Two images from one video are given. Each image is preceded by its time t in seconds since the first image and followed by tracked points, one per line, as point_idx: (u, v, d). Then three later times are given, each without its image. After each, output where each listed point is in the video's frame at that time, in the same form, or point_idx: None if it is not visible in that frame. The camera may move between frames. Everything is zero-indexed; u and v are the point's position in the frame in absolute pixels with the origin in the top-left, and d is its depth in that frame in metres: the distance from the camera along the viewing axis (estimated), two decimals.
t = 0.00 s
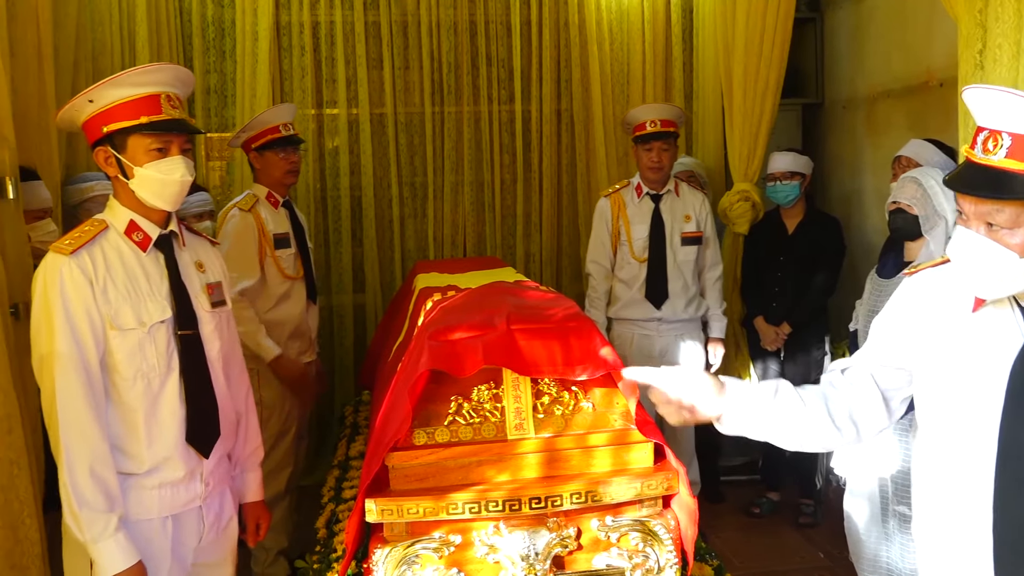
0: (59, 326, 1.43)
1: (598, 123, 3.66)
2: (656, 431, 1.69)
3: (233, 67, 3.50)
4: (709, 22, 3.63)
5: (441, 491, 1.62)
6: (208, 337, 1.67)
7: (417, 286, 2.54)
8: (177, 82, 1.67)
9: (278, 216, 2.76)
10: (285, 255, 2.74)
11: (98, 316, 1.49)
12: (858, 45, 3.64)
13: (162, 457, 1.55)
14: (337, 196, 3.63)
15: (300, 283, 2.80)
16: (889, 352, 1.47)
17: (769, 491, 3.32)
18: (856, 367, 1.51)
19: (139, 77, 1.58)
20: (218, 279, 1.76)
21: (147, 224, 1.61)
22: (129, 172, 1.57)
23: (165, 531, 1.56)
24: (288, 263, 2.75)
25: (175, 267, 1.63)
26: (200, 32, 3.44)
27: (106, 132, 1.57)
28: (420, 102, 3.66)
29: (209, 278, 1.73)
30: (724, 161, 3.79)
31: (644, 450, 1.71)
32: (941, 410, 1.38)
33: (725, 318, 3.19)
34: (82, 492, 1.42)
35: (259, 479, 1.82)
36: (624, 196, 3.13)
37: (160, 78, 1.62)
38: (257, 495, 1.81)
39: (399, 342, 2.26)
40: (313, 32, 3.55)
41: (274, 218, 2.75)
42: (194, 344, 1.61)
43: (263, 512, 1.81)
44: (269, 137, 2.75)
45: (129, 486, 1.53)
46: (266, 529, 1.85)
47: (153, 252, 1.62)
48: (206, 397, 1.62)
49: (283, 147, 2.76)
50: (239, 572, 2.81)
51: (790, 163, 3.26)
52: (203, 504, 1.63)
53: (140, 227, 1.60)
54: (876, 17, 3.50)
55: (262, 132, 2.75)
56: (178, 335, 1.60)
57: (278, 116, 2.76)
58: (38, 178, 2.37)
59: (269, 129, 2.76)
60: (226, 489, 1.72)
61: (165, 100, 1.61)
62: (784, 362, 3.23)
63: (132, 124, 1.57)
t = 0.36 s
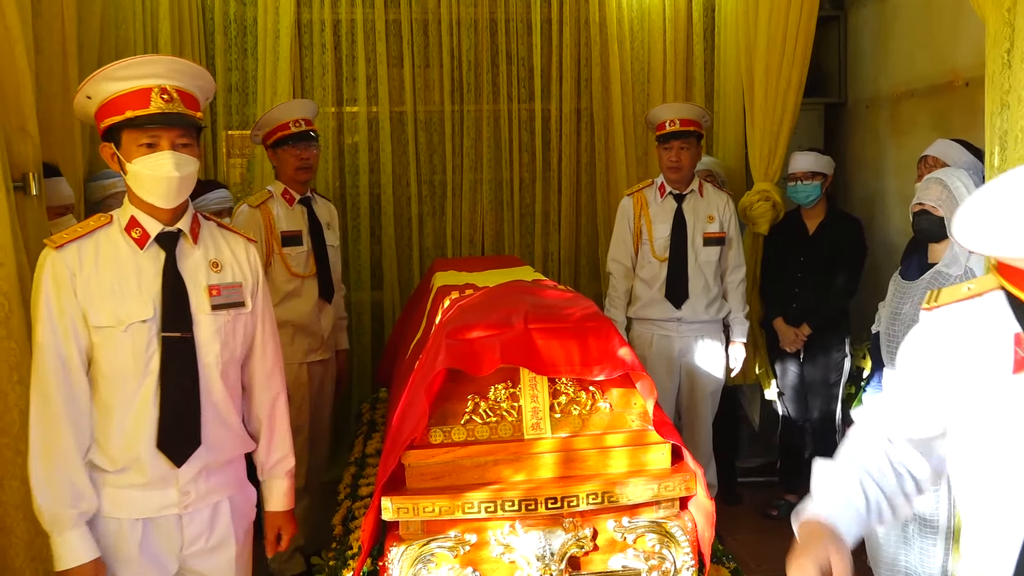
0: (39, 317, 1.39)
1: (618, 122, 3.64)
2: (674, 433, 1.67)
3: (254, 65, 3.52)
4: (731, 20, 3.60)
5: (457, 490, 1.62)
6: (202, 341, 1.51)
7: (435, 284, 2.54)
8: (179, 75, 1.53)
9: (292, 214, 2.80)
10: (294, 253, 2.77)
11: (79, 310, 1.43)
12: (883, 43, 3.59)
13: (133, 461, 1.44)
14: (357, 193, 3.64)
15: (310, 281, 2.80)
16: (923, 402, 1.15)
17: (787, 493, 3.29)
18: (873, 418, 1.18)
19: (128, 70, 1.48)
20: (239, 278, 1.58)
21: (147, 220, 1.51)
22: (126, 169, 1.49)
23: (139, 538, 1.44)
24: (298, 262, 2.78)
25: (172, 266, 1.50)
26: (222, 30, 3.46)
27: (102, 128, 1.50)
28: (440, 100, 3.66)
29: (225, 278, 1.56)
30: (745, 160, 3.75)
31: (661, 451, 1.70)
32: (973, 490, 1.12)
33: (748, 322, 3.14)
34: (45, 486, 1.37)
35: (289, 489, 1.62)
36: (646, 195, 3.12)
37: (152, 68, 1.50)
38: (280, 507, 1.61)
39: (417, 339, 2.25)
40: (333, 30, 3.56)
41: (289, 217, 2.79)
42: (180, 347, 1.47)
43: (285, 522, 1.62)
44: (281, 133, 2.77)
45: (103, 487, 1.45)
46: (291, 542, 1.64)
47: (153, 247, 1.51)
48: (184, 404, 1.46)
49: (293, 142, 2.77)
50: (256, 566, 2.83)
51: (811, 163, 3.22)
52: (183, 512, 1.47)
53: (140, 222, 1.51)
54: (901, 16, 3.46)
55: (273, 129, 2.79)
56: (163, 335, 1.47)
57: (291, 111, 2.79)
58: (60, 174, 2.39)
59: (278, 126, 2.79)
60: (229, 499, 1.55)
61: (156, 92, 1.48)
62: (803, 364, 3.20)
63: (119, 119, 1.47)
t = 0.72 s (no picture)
0: None
1: (624, 119, 3.63)
2: (679, 432, 1.68)
3: (260, 61, 3.51)
4: (738, 18, 3.58)
5: (461, 488, 1.61)
6: (160, 346, 1.43)
7: (441, 281, 2.54)
8: (135, 65, 1.44)
9: (284, 210, 2.80)
10: (278, 250, 2.76)
11: (33, 315, 1.41)
12: (891, 41, 3.56)
13: (88, 471, 1.40)
14: (363, 191, 3.64)
15: (295, 280, 2.77)
16: None
17: (792, 493, 3.28)
18: None
19: (77, 64, 1.40)
20: (206, 279, 1.49)
21: (107, 220, 1.45)
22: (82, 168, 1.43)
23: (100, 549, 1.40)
24: (284, 261, 2.76)
25: (129, 267, 1.44)
26: (228, 26, 3.46)
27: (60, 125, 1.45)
28: (446, 97, 3.66)
29: (191, 279, 1.47)
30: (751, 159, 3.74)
31: (666, 451, 1.69)
32: None
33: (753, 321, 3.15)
34: None
35: (276, 503, 1.51)
36: (653, 194, 3.11)
37: (102, 62, 1.41)
38: (265, 523, 1.51)
39: (421, 337, 2.25)
40: (340, 27, 3.56)
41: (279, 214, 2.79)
42: (134, 352, 1.41)
43: (268, 539, 1.51)
44: (278, 129, 2.76)
45: (63, 494, 1.43)
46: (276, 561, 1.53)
47: (112, 246, 1.45)
48: (138, 412, 1.40)
49: (289, 135, 2.74)
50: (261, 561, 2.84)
51: (818, 161, 3.20)
52: (150, 525, 1.41)
53: (100, 222, 1.45)
54: (910, 13, 3.43)
55: (272, 125, 2.78)
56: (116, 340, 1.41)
57: (288, 106, 2.79)
58: (64, 170, 2.40)
59: (275, 122, 2.78)
60: (205, 511, 1.48)
61: (107, 87, 1.41)
62: (809, 364, 3.19)
63: (70, 117, 1.41)
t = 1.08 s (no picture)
0: None
1: (634, 116, 3.62)
2: (688, 431, 1.67)
3: (270, 57, 3.51)
4: (749, 14, 3.56)
5: (469, 484, 1.61)
6: (156, 344, 1.43)
7: (449, 278, 2.54)
8: (124, 55, 1.44)
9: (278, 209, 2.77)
10: (267, 249, 2.73)
11: (23, 317, 1.40)
12: (903, 39, 3.54)
13: (85, 473, 1.40)
14: (372, 186, 3.64)
15: (282, 278, 2.72)
16: None
17: (800, 492, 3.27)
18: None
19: (67, 54, 1.39)
20: (200, 273, 1.49)
21: (96, 216, 1.45)
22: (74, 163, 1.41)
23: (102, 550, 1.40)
24: (274, 258, 2.73)
25: (121, 264, 1.43)
26: (239, 22, 3.47)
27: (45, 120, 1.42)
28: (456, 94, 3.66)
29: (184, 274, 1.48)
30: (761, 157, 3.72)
31: (674, 449, 1.69)
32: None
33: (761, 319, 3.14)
34: None
35: (268, 501, 1.51)
36: (662, 191, 3.10)
37: (92, 52, 1.40)
38: (258, 520, 1.50)
39: (430, 334, 2.25)
40: (350, 22, 3.56)
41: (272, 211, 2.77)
42: (129, 352, 1.41)
43: (261, 539, 1.51)
44: (272, 124, 2.73)
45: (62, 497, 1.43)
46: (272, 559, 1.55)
47: (102, 244, 1.45)
48: (133, 411, 1.40)
49: (283, 129, 2.69)
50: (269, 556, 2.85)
51: (830, 159, 3.17)
52: (151, 525, 1.42)
53: (89, 219, 1.45)
54: (922, 11, 3.41)
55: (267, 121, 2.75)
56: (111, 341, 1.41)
57: (281, 101, 2.76)
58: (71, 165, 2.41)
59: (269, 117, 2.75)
60: (206, 509, 1.49)
61: (100, 78, 1.40)
62: (818, 363, 3.17)
63: (62, 110, 1.39)
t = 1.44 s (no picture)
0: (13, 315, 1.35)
1: (647, 112, 3.60)
2: (700, 428, 1.64)
3: (284, 51, 3.52)
4: (765, 9, 3.54)
5: (480, 480, 1.61)
6: (189, 332, 1.45)
7: (462, 273, 2.54)
8: (155, 45, 1.48)
9: (265, 204, 2.75)
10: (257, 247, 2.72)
11: (55, 304, 1.38)
12: (921, 34, 3.50)
13: (118, 463, 1.39)
14: (385, 181, 3.64)
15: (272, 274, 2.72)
16: None
17: (812, 491, 3.25)
18: None
19: (107, 41, 1.41)
20: (227, 264, 1.51)
21: (126, 205, 1.45)
22: (113, 149, 1.42)
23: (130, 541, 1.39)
24: (264, 255, 2.72)
25: (153, 252, 1.44)
26: (253, 16, 3.47)
27: (81, 108, 1.42)
28: (469, 89, 3.65)
29: (212, 264, 1.50)
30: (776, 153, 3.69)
31: (686, 446, 1.69)
32: None
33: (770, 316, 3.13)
34: (30, 491, 1.33)
35: (289, 491, 1.55)
36: (671, 188, 3.08)
37: (134, 41, 1.45)
38: (280, 510, 1.54)
39: (442, 329, 2.25)
40: (364, 17, 3.56)
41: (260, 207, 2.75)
42: (164, 339, 1.41)
43: (286, 526, 1.56)
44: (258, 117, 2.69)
45: (87, 491, 1.40)
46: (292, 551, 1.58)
47: (133, 234, 1.45)
48: (170, 398, 1.41)
49: (271, 121, 2.66)
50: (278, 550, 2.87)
51: (845, 156, 3.15)
52: (179, 514, 1.42)
53: (119, 208, 1.44)
54: (941, 6, 3.37)
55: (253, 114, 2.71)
56: (145, 329, 1.41)
57: (271, 92, 2.72)
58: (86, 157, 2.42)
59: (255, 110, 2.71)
60: (229, 497, 1.50)
61: (140, 64, 1.43)
62: (831, 361, 3.15)
63: (106, 94, 1.40)
